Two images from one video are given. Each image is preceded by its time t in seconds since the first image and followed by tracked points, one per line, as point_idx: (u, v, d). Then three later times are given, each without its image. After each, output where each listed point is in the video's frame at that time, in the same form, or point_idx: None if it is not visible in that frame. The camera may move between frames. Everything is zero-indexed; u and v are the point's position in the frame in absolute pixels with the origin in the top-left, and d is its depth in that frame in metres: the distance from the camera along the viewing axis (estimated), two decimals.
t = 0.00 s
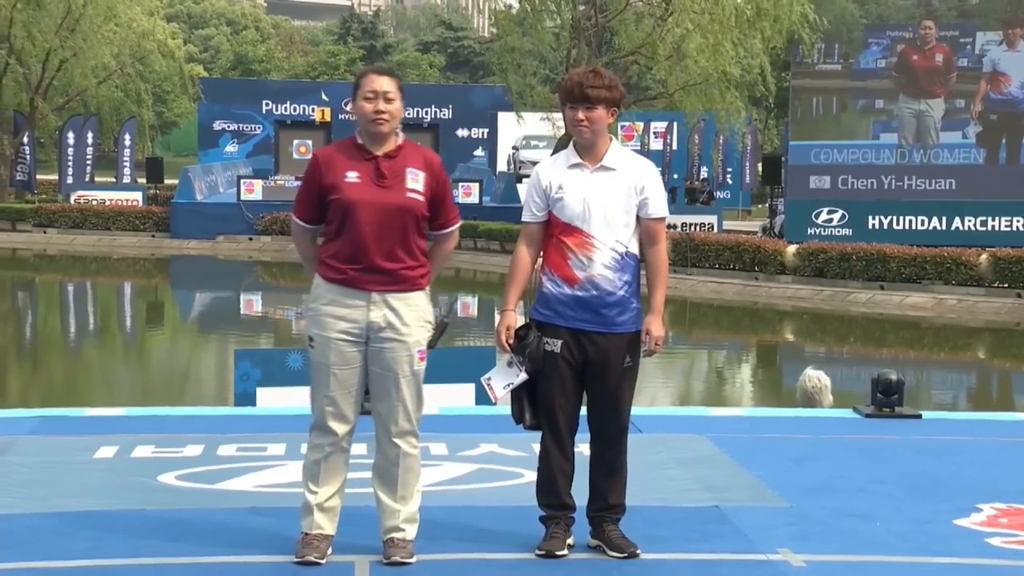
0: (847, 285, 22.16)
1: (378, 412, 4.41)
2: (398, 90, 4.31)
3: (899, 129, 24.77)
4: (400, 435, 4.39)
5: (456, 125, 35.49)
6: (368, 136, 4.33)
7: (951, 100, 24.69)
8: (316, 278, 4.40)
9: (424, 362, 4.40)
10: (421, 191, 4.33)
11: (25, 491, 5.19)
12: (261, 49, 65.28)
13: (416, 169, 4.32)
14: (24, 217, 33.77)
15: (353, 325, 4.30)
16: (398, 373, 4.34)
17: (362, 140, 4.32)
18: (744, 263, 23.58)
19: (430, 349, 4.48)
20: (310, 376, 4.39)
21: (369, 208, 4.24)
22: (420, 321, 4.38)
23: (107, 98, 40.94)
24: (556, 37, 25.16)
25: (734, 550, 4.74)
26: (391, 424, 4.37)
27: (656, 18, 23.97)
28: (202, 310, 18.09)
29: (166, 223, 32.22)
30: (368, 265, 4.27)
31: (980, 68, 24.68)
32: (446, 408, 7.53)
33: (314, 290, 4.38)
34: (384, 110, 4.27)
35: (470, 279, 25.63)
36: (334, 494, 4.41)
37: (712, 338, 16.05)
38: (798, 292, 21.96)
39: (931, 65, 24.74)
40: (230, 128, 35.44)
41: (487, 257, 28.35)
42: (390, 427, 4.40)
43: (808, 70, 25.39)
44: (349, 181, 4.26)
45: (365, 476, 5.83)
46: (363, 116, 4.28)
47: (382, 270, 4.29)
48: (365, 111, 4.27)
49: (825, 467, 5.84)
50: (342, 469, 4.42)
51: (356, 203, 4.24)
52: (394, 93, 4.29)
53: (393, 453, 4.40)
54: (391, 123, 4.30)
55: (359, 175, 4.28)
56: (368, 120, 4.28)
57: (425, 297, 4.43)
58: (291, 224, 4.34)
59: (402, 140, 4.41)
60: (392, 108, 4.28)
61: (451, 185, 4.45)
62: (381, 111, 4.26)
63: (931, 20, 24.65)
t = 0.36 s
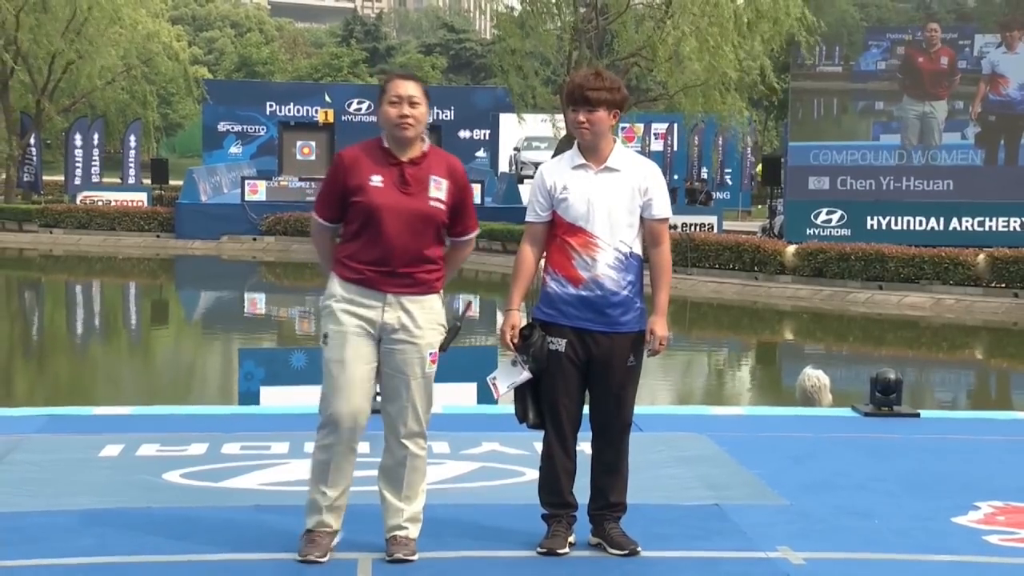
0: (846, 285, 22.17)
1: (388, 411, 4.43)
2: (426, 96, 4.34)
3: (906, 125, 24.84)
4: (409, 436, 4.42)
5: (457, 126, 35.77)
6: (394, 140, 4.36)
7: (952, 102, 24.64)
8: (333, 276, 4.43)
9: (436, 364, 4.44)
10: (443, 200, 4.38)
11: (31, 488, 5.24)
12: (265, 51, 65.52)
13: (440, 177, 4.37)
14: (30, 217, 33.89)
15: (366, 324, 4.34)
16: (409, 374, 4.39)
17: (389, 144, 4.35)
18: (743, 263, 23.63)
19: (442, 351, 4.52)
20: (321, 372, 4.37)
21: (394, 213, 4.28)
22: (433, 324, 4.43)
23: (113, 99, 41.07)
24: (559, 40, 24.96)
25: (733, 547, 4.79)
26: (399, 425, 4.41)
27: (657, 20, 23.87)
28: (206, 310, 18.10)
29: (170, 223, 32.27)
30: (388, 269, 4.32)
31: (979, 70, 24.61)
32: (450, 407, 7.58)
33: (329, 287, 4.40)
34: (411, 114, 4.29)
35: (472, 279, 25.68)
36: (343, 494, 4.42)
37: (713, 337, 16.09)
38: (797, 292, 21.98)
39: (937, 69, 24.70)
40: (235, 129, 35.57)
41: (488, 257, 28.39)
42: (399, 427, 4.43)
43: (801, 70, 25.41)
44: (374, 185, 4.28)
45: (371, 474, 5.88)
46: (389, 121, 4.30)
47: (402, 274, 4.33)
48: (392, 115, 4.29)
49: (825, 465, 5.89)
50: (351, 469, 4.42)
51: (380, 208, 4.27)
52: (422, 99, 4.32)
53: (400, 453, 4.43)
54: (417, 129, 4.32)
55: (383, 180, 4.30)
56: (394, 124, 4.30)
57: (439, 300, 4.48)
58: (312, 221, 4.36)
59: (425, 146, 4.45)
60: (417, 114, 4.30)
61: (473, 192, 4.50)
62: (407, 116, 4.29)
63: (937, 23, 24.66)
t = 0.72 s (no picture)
0: (842, 285, 22.23)
1: (389, 414, 4.46)
2: (428, 105, 4.36)
3: (903, 124, 25.06)
4: (409, 438, 4.46)
5: (458, 128, 35.67)
6: (396, 148, 4.39)
7: (949, 104, 24.92)
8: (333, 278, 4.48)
9: (432, 369, 4.47)
10: (445, 209, 4.42)
11: (37, 486, 5.31)
12: (268, 54, 65.85)
13: (441, 187, 4.40)
14: (38, 218, 34.22)
15: (365, 327, 4.38)
16: (407, 377, 4.42)
17: (391, 151, 4.38)
18: (740, 263, 23.68)
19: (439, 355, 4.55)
20: (323, 374, 4.36)
21: (394, 220, 4.32)
22: (432, 328, 4.47)
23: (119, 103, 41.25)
24: (559, 43, 24.83)
25: (728, 544, 4.85)
26: (399, 427, 4.45)
27: (654, 24, 23.75)
28: (210, 310, 18.14)
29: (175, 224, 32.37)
30: (388, 275, 4.36)
31: (973, 73, 24.86)
32: (449, 405, 7.64)
33: (329, 289, 4.44)
34: (411, 124, 4.31)
35: (472, 279, 25.80)
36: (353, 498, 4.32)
37: (710, 337, 16.17)
38: (794, 292, 22.03)
39: (937, 73, 24.91)
40: (238, 132, 35.33)
41: (488, 258, 28.50)
42: (400, 429, 4.47)
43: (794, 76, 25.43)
44: (375, 192, 4.33)
45: (372, 472, 5.95)
46: (390, 129, 4.33)
47: (402, 280, 4.37)
48: (393, 123, 4.31)
49: (823, 464, 5.95)
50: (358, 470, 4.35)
51: (381, 214, 4.32)
52: (424, 108, 4.34)
53: (400, 454, 4.48)
54: (418, 138, 4.35)
55: (385, 187, 4.34)
56: (394, 132, 4.32)
57: (437, 304, 4.51)
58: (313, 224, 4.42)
59: (428, 152, 4.48)
60: (418, 122, 4.32)
61: (475, 201, 4.54)
62: (408, 125, 4.31)
63: (936, 28, 24.93)
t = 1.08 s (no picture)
0: (839, 285, 22.32)
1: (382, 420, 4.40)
2: (399, 105, 4.28)
3: (898, 130, 25.01)
4: (407, 440, 4.43)
5: (461, 130, 35.77)
6: (370, 153, 4.30)
7: (943, 107, 24.80)
8: (316, 287, 4.37)
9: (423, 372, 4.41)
10: (426, 210, 4.33)
11: (45, 483, 5.39)
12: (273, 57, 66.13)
13: (420, 188, 4.31)
14: (47, 219, 34.38)
15: (354, 333, 4.27)
16: (399, 384, 4.36)
17: (365, 156, 4.30)
18: (739, 263, 23.77)
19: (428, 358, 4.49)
20: (313, 385, 4.26)
21: (375, 226, 4.23)
22: (420, 332, 4.39)
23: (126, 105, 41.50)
24: (560, 46, 25.00)
25: (727, 540, 4.93)
26: (397, 431, 4.41)
27: (654, 27, 23.86)
28: (217, 309, 18.20)
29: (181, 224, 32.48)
30: (374, 281, 4.26)
31: (968, 77, 24.64)
32: (451, 404, 7.71)
33: (313, 298, 4.33)
34: (385, 127, 4.23)
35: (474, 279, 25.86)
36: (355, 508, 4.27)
37: (708, 335, 16.25)
38: (791, 292, 22.09)
39: (929, 80, 24.79)
40: (244, 133, 35.66)
41: (490, 257, 28.63)
42: (396, 437, 4.43)
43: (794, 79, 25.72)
44: (354, 199, 4.24)
45: (374, 469, 6.03)
46: (363, 134, 4.25)
47: (386, 284, 4.28)
48: (366, 128, 4.23)
49: (822, 462, 6.00)
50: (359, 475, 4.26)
51: (361, 221, 4.22)
52: (395, 109, 4.26)
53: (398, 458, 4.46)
54: (392, 141, 4.26)
55: (363, 194, 4.25)
56: (368, 138, 4.24)
57: (423, 307, 4.43)
58: (291, 236, 4.33)
59: (405, 154, 4.40)
60: (390, 125, 4.24)
61: (454, 199, 4.45)
62: (382, 129, 4.23)
63: (928, 33, 24.72)
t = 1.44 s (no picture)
0: (838, 285, 22.41)
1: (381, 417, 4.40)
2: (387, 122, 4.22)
3: (893, 135, 25.50)
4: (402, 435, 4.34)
5: (468, 133, 35.80)
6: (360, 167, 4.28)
7: (939, 110, 25.22)
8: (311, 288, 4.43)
9: (421, 363, 4.41)
10: (417, 219, 4.35)
11: (63, 479, 5.52)
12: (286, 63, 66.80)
13: (411, 199, 4.32)
14: (64, 220, 34.33)
15: (347, 330, 4.31)
16: (396, 376, 4.32)
17: (354, 170, 4.27)
18: (740, 263, 23.84)
19: (427, 351, 4.50)
20: (312, 387, 4.33)
21: (367, 242, 4.27)
22: (415, 325, 4.41)
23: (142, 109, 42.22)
24: (566, 50, 25.40)
25: (728, 534, 5.05)
26: (391, 424, 4.32)
27: (656, 32, 24.57)
28: (230, 309, 18.35)
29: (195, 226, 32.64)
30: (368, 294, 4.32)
31: (966, 81, 25.01)
32: (458, 401, 7.83)
33: (308, 300, 4.38)
34: (374, 147, 4.18)
35: (482, 279, 26.02)
36: (359, 506, 4.35)
37: (710, 334, 16.36)
38: (791, 292, 22.20)
39: (918, 86, 25.23)
40: (257, 136, 35.91)
41: (497, 258, 28.79)
42: (391, 427, 4.33)
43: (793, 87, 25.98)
44: (345, 215, 4.26)
45: (381, 465, 6.15)
46: (352, 151, 4.20)
47: (381, 292, 4.32)
48: (355, 148, 4.18)
49: (821, 459, 6.10)
50: (359, 474, 4.35)
51: (353, 237, 4.26)
52: (384, 128, 4.21)
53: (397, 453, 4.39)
54: (382, 159, 4.22)
55: (355, 209, 4.27)
56: (356, 156, 4.20)
57: (419, 302, 4.47)
58: (284, 245, 4.36)
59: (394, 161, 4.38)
60: (381, 143, 4.18)
61: (445, 200, 4.46)
62: (371, 150, 4.18)
63: (919, 41, 25.21)
